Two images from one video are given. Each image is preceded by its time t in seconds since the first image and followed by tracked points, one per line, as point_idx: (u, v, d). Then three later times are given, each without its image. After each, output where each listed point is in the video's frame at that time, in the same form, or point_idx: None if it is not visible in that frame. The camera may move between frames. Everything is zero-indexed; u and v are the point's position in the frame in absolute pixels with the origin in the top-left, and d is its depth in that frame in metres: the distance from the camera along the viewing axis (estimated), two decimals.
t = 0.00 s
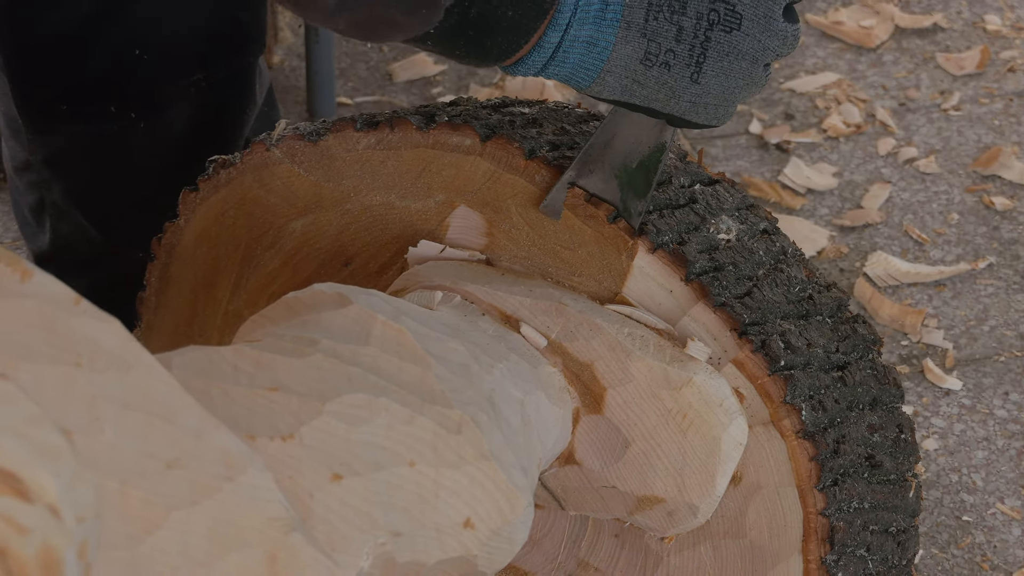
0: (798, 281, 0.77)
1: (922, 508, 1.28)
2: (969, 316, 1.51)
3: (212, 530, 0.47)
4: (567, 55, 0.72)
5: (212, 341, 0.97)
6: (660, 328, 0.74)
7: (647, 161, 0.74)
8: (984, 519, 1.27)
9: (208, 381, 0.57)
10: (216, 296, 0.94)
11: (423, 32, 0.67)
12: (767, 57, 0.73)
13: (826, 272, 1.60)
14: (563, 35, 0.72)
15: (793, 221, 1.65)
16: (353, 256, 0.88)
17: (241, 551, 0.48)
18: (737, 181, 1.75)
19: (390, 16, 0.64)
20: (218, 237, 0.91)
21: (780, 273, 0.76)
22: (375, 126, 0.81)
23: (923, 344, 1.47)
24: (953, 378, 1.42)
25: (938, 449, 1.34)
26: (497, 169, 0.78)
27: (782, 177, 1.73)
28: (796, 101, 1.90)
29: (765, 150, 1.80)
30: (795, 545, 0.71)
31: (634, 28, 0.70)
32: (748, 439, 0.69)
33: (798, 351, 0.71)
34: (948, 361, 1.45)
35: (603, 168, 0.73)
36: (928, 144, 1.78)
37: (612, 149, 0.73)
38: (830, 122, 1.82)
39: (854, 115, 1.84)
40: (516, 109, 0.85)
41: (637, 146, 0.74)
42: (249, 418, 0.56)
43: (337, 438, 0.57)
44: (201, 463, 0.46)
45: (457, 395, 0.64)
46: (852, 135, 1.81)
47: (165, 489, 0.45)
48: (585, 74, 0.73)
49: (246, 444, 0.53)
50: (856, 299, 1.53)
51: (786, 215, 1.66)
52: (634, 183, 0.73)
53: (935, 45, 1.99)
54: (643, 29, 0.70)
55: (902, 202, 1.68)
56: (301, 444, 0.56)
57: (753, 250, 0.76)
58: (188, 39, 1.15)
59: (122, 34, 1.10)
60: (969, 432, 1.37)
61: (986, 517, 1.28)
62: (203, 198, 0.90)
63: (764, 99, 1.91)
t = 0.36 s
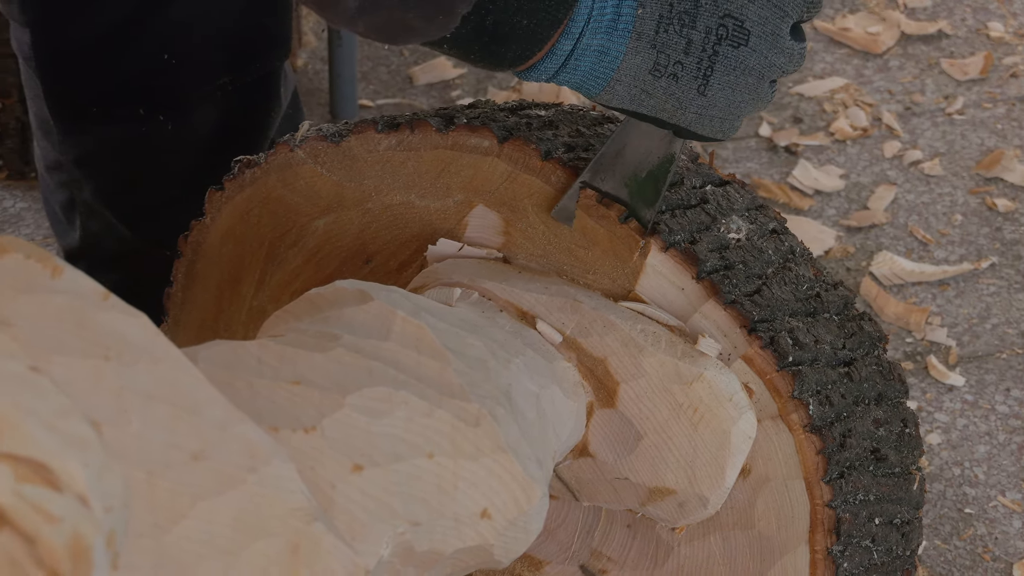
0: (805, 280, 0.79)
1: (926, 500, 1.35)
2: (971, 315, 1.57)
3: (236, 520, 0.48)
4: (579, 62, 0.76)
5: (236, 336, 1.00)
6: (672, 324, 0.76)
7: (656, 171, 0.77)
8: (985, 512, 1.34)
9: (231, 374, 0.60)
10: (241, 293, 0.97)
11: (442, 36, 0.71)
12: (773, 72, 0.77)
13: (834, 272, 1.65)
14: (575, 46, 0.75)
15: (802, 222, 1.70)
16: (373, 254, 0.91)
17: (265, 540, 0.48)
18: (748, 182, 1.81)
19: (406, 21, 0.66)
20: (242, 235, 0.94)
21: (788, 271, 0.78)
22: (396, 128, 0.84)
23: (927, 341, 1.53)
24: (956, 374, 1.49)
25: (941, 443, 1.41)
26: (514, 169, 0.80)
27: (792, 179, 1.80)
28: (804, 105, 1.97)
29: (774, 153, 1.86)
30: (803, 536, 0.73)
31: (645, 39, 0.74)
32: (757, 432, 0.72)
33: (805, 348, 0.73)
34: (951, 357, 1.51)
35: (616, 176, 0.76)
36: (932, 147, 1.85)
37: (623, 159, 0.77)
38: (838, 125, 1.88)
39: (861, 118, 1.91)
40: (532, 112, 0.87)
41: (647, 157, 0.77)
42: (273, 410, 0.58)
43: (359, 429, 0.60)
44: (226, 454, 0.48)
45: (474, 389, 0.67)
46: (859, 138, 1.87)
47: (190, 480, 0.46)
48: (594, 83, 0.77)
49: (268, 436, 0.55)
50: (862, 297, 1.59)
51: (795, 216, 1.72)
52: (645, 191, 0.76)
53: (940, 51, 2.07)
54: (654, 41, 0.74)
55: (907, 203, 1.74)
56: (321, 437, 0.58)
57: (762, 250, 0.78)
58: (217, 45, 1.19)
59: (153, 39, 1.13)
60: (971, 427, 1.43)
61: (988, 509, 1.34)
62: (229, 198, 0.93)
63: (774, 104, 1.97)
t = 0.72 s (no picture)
0: (817, 271, 0.80)
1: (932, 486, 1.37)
2: (977, 305, 1.59)
3: (262, 501, 0.51)
4: (596, 67, 0.78)
5: (263, 322, 1.03)
6: (687, 313, 0.78)
7: (670, 172, 0.79)
8: (991, 497, 1.36)
9: (259, 359, 0.63)
10: (268, 280, 1.01)
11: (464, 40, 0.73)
12: (785, 80, 0.79)
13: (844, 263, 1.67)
14: (592, 51, 0.77)
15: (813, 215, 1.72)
16: (397, 243, 0.93)
17: (292, 520, 0.52)
18: (760, 176, 1.82)
19: (428, 23, 0.69)
20: (270, 224, 0.97)
21: (800, 262, 0.80)
22: (419, 121, 0.85)
23: (934, 331, 1.55)
24: (962, 363, 1.50)
25: (948, 430, 1.43)
26: (535, 162, 0.81)
27: (803, 173, 1.81)
28: (815, 101, 1.96)
29: (786, 147, 1.87)
30: (814, 519, 0.75)
31: (661, 46, 0.76)
32: (769, 419, 0.74)
33: (816, 336, 0.75)
34: (958, 347, 1.53)
35: (630, 176, 0.78)
36: (940, 142, 1.86)
37: (638, 158, 0.78)
38: (849, 121, 1.88)
39: (871, 115, 1.91)
40: (552, 106, 0.89)
41: (660, 159, 0.79)
42: (307, 395, 0.62)
43: (384, 413, 0.63)
44: (254, 439, 0.51)
45: (494, 374, 0.70)
46: (869, 133, 1.88)
47: (219, 461, 0.49)
48: (611, 88, 0.79)
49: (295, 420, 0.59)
50: (871, 288, 1.61)
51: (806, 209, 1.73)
52: (657, 191, 0.78)
53: (948, 50, 2.06)
54: (670, 48, 0.76)
55: (915, 196, 1.76)
56: (345, 421, 0.61)
57: (775, 241, 0.80)
58: (245, 41, 1.20)
59: (184, 35, 1.16)
60: (977, 414, 1.45)
61: (993, 495, 1.37)
62: (256, 188, 0.96)
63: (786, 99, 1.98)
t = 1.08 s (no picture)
0: (835, 255, 0.82)
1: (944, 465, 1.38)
2: (989, 291, 1.59)
3: (294, 474, 0.53)
4: (618, 63, 0.79)
5: (296, 301, 1.08)
6: (707, 296, 0.80)
7: (684, 168, 0.81)
8: (1001, 477, 1.37)
9: (290, 338, 0.66)
10: (301, 262, 1.05)
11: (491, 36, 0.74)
12: (800, 80, 0.81)
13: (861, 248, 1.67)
14: (614, 47, 0.79)
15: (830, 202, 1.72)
16: (426, 227, 0.96)
17: (321, 495, 0.53)
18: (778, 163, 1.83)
19: (456, 17, 0.71)
20: (302, 208, 1.01)
21: (818, 247, 0.82)
22: (448, 108, 0.87)
23: (947, 316, 1.55)
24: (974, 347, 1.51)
25: (959, 412, 1.44)
26: (560, 148, 0.84)
27: (820, 160, 1.81)
28: (833, 91, 1.97)
29: (805, 136, 1.88)
30: (829, 497, 0.77)
31: (681, 44, 0.78)
32: (787, 399, 0.76)
33: (833, 320, 0.77)
34: (970, 331, 1.53)
35: (643, 174, 0.80)
36: (954, 132, 1.86)
37: (653, 154, 0.80)
38: (865, 110, 1.89)
39: (887, 105, 1.91)
40: (578, 93, 0.91)
41: (674, 157, 0.81)
42: (344, 368, 0.65)
43: (413, 390, 0.66)
44: (287, 414, 0.53)
45: (518, 354, 0.73)
46: (885, 122, 1.88)
47: (252, 438, 0.51)
48: (630, 85, 0.80)
49: (326, 397, 0.62)
50: (885, 272, 1.60)
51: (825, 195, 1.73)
52: (670, 189, 0.80)
53: (962, 41, 2.06)
54: (690, 46, 0.78)
55: (929, 183, 1.76)
56: (375, 398, 0.64)
57: (793, 226, 0.82)
58: (284, 35, 1.25)
59: (221, 24, 1.19)
60: (989, 396, 1.46)
61: (1004, 474, 1.38)
62: (288, 172, 0.98)
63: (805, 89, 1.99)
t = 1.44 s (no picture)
0: (845, 239, 0.85)
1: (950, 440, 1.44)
2: (994, 273, 1.65)
3: (328, 445, 0.56)
4: (613, 53, 0.83)
5: (328, 280, 1.12)
6: (724, 277, 0.83)
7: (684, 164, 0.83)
8: (1003, 452, 1.42)
9: (323, 314, 0.70)
10: (333, 241, 1.09)
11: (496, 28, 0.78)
12: (788, 65, 0.84)
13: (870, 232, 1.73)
14: (609, 37, 0.83)
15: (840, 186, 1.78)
16: (454, 209, 1.01)
17: (353, 466, 0.57)
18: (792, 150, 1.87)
19: (467, 9, 0.73)
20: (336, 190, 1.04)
21: (830, 231, 0.85)
22: (476, 94, 0.89)
23: (953, 296, 1.62)
24: (978, 327, 1.57)
25: (964, 389, 1.49)
26: (583, 134, 0.87)
27: (831, 147, 1.86)
28: (844, 81, 2.01)
29: (817, 124, 1.92)
30: (838, 471, 0.80)
31: (674, 31, 0.81)
32: (799, 375, 0.79)
33: (844, 300, 0.80)
34: (974, 311, 1.59)
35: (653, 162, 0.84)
36: (960, 120, 1.91)
37: (658, 147, 0.84)
38: (875, 100, 1.93)
39: (896, 93, 1.96)
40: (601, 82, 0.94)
41: (676, 153, 0.84)
42: (363, 346, 0.69)
43: (441, 364, 0.70)
44: (319, 389, 0.57)
45: (543, 331, 0.77)
46: (894, 111, 1.93)
47: (287, 411, 0.55)
48: (624, 74, 0.84)
49: (358, 370, 0.66)
50: (894, 255, 1.67)
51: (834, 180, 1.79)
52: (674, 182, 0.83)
53: (969, 34, 2.10)
54: (682, 33, 0.81)
55: (936, 170, 1.81)
56: (405, 373, 0.68)
57: (806, 211, 0.85)
58: (315, 26, 1.29)
59: (258, 16, 1.22)
60: (992, 374, 1.52)
61: (1006, 449, 1.43)
62: (322, 156, 1.01)
63: (817, 79, 2.02)
